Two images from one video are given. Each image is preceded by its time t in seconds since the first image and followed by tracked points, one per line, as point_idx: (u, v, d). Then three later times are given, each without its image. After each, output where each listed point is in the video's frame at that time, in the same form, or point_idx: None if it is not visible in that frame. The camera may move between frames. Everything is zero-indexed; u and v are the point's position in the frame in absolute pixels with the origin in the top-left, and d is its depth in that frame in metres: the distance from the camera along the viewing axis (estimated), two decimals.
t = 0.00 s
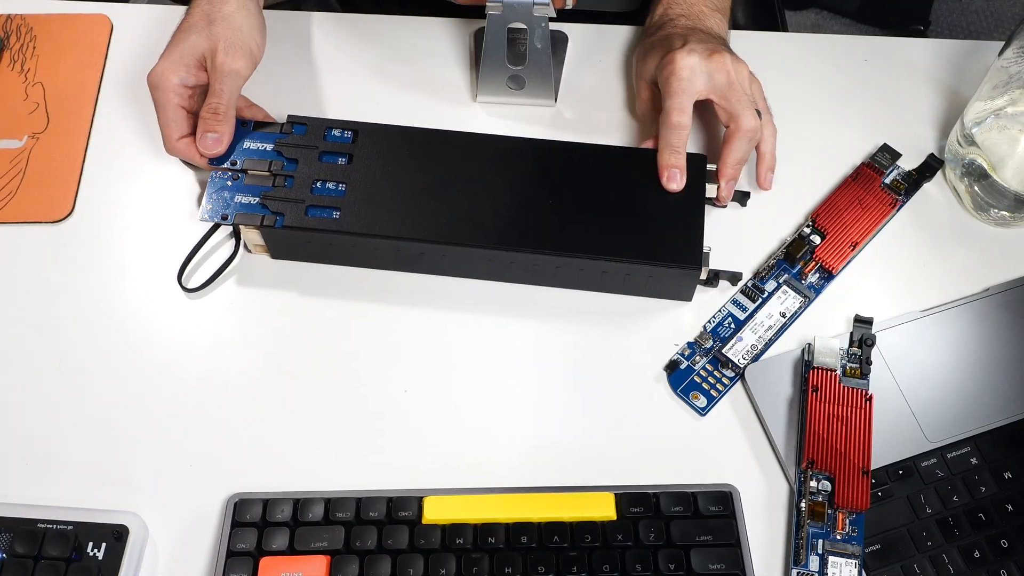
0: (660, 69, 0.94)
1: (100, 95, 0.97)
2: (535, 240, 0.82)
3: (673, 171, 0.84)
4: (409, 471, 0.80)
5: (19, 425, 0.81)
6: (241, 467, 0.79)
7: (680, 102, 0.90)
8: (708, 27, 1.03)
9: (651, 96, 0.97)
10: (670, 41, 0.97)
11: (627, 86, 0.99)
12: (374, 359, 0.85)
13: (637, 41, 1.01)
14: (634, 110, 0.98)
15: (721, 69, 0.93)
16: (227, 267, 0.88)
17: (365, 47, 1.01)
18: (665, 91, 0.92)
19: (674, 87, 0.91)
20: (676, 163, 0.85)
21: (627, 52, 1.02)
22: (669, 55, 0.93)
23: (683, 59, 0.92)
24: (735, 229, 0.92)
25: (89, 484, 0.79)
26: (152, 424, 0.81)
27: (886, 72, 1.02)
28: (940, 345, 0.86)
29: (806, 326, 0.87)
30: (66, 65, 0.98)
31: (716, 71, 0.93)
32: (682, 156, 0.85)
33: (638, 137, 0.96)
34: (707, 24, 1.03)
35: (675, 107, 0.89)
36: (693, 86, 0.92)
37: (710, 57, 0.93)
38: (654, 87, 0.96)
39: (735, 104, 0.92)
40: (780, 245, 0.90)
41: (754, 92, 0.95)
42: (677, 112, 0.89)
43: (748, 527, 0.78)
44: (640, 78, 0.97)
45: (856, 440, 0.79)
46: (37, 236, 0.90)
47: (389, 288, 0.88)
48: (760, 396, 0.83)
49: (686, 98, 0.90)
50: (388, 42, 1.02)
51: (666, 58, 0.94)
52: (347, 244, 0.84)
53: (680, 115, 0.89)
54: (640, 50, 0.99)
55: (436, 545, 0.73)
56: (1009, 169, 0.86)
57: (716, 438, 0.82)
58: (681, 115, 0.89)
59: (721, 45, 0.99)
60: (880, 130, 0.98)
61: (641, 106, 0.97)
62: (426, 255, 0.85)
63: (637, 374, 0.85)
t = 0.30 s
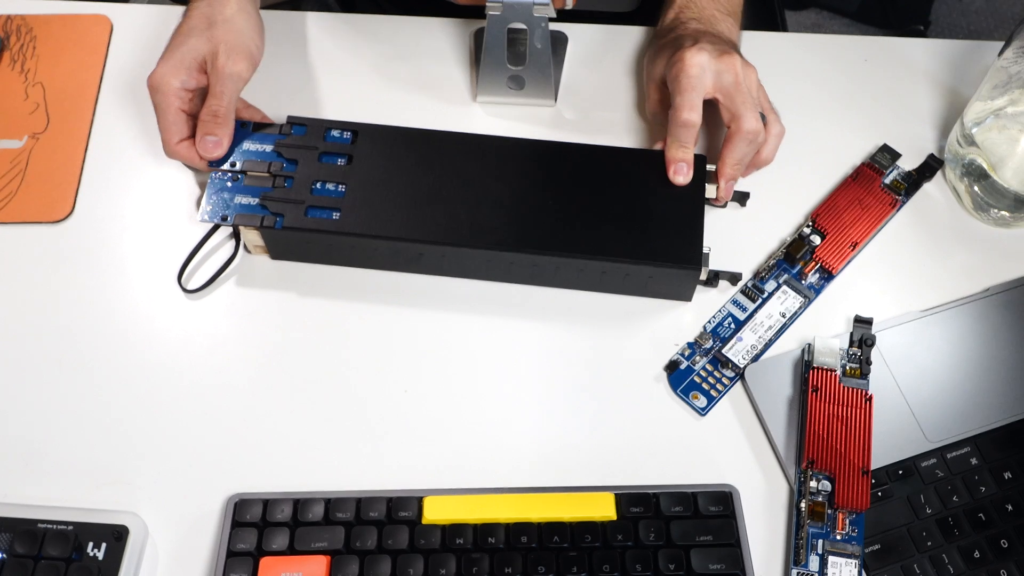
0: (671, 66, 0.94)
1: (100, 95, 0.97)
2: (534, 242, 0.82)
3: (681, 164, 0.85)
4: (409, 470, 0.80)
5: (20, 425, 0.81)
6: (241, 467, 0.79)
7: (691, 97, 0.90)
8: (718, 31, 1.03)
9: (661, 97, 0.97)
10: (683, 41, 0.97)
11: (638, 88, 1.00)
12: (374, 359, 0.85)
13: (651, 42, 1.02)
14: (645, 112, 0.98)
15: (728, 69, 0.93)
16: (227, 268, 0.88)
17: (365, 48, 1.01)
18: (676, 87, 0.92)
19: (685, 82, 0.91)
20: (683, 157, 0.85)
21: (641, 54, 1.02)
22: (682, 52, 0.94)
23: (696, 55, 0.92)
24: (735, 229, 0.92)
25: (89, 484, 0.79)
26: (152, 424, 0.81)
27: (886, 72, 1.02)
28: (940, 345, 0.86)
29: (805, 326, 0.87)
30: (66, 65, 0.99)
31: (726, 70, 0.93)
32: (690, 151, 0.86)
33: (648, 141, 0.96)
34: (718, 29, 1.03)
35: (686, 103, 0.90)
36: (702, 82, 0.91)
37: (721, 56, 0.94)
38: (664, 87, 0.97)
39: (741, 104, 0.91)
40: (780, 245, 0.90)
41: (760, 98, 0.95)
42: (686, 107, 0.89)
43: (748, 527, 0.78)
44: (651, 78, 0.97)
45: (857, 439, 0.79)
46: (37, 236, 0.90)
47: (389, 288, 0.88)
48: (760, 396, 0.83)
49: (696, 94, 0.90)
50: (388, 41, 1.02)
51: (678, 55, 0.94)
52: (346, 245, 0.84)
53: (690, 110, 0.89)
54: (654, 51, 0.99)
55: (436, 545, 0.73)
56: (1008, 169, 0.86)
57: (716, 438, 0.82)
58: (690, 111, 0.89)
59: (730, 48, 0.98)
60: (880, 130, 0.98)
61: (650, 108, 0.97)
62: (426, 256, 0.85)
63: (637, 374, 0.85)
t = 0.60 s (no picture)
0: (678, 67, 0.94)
1: (100, 95, 0.97)
2: (536, 242, 0.82)
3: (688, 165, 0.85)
4: (409, 471, 0.80)
5: (20, 425, 0.81)
6: (241, 467, 0.79)
7: (696, 96, 0.89)
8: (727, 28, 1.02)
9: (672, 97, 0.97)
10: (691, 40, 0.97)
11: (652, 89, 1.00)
12: (373, 359, 0.85)
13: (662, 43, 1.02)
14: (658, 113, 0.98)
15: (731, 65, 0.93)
16: (231, 265, 0.88)
17: (366, 48, 1.01)
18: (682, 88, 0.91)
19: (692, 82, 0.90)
20: (692, 157, 0.85)
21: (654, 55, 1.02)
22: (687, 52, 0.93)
23: (702, 56, 0.92)
24: (735, 229, 0.91)
25: (89, 484, 0.79)
26: (152, 424, 0.81)
27: (886, 72, 1.01)
28: (941, 345, 0.86)
29: (805, 326, 0.87)
30: (66, 64, 0.98)
31: (728, 68, 0.92)
32: (699, 150, 0.86)
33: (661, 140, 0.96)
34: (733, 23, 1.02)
35: (691, 101, 0.89)
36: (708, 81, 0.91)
37: (725, 54, 0.93)
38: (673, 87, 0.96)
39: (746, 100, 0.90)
40: (781, 245, 0.90)
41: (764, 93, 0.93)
42: (691, 106, 0.89)
43: (748, 527, 0.78)
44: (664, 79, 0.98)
45: (857, 438, 0.79)
46: (37, 236, 0.90)
47: (388, 288, 0.88)
48: (760, 395, 0.83)
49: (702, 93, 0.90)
50: (387, 41, 1.02)
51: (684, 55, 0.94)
52: (348, 245, 0.84)
53: (696, 110, 0.89)
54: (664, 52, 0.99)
55: (436, 544, 0.73)
56: (1009, 169, 0.86)
57: (716, 438, 0.82)
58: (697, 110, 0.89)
59: (749, 47, 0.98)
60: (880, 130, 0.98)
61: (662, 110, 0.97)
62: (428, 255, 0.85)
63: (637, 374, 0.85)
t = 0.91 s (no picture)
0: (699, 59, 0.94)
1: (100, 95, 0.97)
2: (536, 242, 0.82)
3: (727, 161, 0.87)
4: (409, 470, 0.80)
5: (20, 425, 0.81)
6: (241, 468, 0.79)
7: (729, 90, 0.91)
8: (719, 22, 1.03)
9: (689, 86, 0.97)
10: (705, 34, 0.98)
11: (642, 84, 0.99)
12: (374, 359, 0.85)
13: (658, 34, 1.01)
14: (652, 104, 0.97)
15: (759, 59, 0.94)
16: (231, 266, 0.88)
17: (365, 47, 1.01)
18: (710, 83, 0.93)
19: (721, 78, 0.92)
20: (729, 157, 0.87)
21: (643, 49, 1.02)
22: (711, 45, 0.94)
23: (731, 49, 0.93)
24: (735, 229, 0.91)
25: (90, 484, 0.79)
26: (152, 424, 0.81)
27: (886, 72, 1.01)
28: (941, 345, 0.86)
29: (805, 326, 0.87)
30: (66, 64, 0.98)
31: (752, 64, 0.93)
32: (728, 150, 0.88)
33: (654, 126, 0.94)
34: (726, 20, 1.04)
35: (723, 96, 0.91)
36: (737, 77, 0.92)
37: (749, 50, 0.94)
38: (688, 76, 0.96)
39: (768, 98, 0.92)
40: (780, 244, 0.90)
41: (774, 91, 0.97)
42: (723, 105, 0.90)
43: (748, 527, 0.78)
44: (669, 68, 0.97)
45: (857, 438, 0.79)
46: (37, 236, 0.90)
47: (388, 288, 0.88)
48: (760, 395, 0.83)
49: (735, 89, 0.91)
50: (388, 41, 1.02)
51: (707, 47, 0.94)
52: (348, 245, 0.84)
53: (728, 103, 0.90)
54: (665, 43, 0.99)
55: (436, 544, 0.73)
56: (1009, 169, 0.86)
57: (716, 438, 0.82)
58: (727, 104, 0.91)
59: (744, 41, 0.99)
60: (881, 130, 0.98)
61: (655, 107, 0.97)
62: (428, 256, 0.85)
63: (637, 374, 0.85)
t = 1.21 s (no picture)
0: (724, 64, 0.94)
1: (100, 95, 0.97)
2: (536, 243, 0.82)
3: (736, 172, 0.90)
4: (409, 470, 0.80)
5: (20, 424, 0.81)
6: (241, 468, 0.79)
7: (752, 99, 0.91)
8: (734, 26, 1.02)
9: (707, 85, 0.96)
10: (731, 36, 0.96)
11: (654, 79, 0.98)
12: (374, 359, 0.85)
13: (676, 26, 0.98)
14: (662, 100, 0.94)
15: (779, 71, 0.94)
16: (231, 265, 0.88)
17: (365, 47, 1.01)
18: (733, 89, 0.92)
19: (745, 86, 0.91)
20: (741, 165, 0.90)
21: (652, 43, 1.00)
22: (742, 49, 0.93)
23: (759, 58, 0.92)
24: (735, 229, 0.91)
25: (90, 483, 0.79)
26: (152, 424, 0.81)
27: (886, 72, 1.01)
28: (941, 344, 0.86)
29: (805, 326, 0.87)
30: (65, 65, 0.98)
31: (778, 77, 0.93)
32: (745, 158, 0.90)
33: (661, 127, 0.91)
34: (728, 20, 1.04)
35: (748, 106, 0.91)
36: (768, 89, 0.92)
37: (773, 60, 0.94)
38: (708, 76, 0.95)
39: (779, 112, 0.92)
40: (780, 245, 0.90)
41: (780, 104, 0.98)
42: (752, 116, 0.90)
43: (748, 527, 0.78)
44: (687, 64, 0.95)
45: (857, 438, 0.79)
46: (37, 236, 0.90)
47: (388, 288, 0.88)
48: (760, 395, 0.83)
49: (760, 100, 0.91)
50: (387, 41, 1.02)
51: (737, 52, 0.93)
52: (348, 245, 0.84)
53: (749, 113, 0.91)
54: (686, 38, 0.97)
55: (436, 545, 0.73)
56: (1009, 169, 0.86)
57: (716, 438, 0.82)
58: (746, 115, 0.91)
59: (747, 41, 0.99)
60: (881, 130, 0.98)
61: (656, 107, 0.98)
62: (429, 256, 0.85)
63: (637, 374, 0.85)
